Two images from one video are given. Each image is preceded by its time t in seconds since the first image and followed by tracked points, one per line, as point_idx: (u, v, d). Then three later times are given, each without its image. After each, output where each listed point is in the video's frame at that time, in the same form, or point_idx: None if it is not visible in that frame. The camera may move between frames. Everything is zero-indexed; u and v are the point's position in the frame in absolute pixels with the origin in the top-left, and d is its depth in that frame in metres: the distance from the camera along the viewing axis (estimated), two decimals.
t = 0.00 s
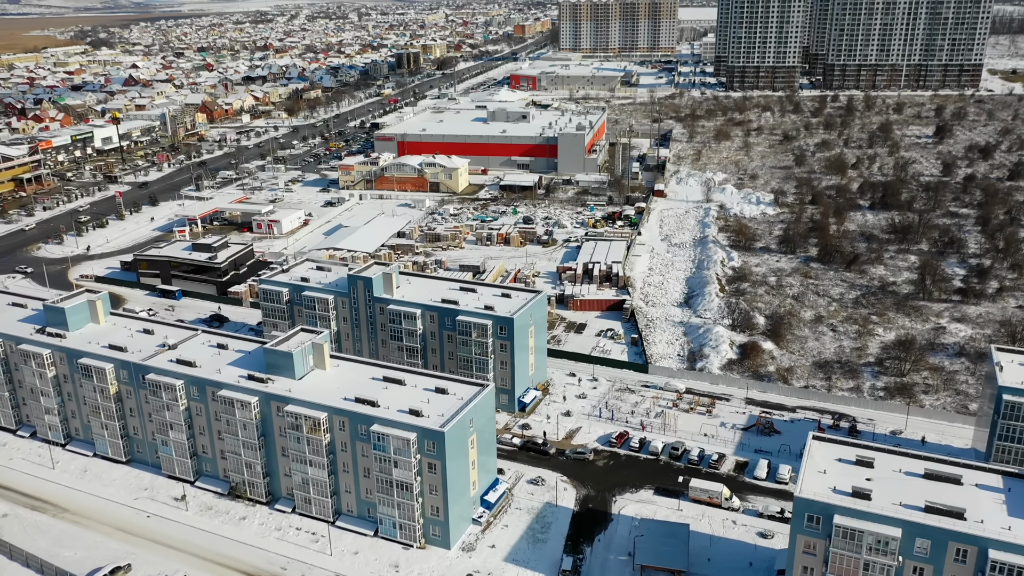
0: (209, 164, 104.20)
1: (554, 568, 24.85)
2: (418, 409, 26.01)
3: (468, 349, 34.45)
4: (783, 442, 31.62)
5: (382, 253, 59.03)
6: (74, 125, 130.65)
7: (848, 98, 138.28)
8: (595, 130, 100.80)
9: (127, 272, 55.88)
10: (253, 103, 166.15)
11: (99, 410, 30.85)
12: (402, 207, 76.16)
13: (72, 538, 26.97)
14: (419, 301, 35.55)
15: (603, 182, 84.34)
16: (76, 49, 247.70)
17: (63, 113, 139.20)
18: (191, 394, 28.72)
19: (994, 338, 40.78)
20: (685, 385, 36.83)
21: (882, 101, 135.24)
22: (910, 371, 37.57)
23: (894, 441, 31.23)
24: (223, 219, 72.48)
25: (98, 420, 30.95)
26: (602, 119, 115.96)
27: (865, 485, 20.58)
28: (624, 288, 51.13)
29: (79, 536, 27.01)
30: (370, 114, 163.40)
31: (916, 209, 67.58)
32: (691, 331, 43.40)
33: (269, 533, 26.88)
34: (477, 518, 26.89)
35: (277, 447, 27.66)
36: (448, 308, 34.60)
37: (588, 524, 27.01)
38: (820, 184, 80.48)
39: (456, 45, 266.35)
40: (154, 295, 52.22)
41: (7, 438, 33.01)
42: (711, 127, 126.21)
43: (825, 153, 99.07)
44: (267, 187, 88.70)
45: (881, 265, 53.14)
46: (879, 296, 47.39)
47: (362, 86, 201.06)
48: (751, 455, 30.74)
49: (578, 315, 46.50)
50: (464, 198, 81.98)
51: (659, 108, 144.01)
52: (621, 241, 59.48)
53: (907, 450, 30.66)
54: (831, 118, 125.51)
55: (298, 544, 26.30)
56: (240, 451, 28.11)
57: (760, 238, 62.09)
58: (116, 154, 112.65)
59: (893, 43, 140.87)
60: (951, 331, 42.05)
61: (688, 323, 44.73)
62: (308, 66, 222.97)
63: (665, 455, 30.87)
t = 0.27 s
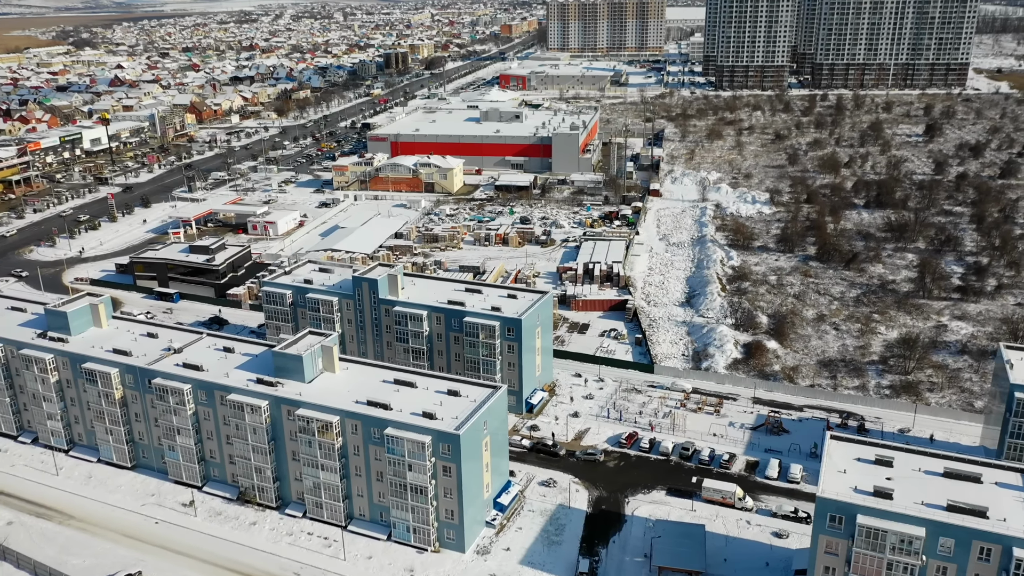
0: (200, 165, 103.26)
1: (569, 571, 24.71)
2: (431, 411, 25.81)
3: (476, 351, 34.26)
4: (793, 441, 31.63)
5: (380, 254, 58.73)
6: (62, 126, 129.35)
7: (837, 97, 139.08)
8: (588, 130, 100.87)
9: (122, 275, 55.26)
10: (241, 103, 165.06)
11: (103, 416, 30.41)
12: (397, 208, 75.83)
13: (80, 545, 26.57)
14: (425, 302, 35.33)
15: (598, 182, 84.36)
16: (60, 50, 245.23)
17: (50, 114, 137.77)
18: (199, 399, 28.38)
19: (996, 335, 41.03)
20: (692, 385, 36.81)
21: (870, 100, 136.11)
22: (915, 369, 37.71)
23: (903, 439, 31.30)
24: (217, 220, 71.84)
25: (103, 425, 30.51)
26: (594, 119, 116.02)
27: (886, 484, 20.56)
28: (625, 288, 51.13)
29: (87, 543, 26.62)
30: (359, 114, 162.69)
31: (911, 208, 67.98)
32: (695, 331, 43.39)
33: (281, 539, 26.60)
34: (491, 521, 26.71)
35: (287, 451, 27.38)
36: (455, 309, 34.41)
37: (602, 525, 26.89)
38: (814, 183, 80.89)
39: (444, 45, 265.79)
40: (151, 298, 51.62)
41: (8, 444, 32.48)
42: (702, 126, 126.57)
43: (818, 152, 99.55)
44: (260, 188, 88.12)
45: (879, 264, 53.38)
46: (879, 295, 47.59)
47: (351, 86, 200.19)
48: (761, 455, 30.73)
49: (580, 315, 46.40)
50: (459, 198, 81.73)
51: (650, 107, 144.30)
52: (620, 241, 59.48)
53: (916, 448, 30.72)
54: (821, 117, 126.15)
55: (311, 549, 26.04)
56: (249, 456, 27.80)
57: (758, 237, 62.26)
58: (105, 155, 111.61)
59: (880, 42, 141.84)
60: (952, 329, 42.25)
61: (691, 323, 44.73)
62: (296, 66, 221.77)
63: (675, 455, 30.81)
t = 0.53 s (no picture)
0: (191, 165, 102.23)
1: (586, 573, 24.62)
2: (445, 414, 25.63)
3: (483, 352, 34.08)
4: (802, 440, 31.69)
5: (378, 255, 58.44)
6: (49, 127, 127.80)
7: (826, 96, 139.87)
8: (582, 130, 100.89)
9: (118, 278, 54.60)
10: (230, 103, 163.86)
11: (107, 420, 29.99)
12: (393, 208, 75.50)
13: (88, 552, 26.20)
14: (431, 304, 35.13)
15: (594, 181, 84.41)
16: (42, 50, 242.37)
17: (36, 115, 136.14)
18: (208, 403, 28.05)
19: (997, 332, 41.32)
20: (698, 384, 36.82)
21: (859, 99, 136.99)
22: (919, 367, 37.89)
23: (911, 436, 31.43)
24: (212, 222, 71.19)
25: (108, 430, 30.10)
26: (587, 118, 116.08)
27: (906, 482, 20.58)
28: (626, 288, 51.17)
29: (95, 551, 26.24)
30: (349, 114, 161.89)
31: (905, 206, 68.41)
32: (698, 331, 43.44)
33: (293, 543, 26.34)
34: (505, 523, 26.57)
35: (299, 455, 27.12)
36: (461, 310, 34.23)
37: (616, 526, 26.82)
38: (808, 182, 81.27)
39: (431, 45, 265.11)
40: (148, 301, 51.08)
41: (10, 451, 32.01)
42: (693, 125, 126.91)
43: (809, 151, 100.04)
44: (253, 189, 87.47)
45: (878, 262, 53.68)
46: (879, 293, 47.83)
47: (339, 86, 199.25)
48: (771, 455, 30.75)
49: (583, 316, 46.33)
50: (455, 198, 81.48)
51: (641, 107, 144.58)
52: (619, 241, 59.49)
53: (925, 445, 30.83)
54: (811, 116, 126.82)
55: (324, 553, 25.80)
56: (259, 460, 27.51)
57: (755, 236, 62.47)
58: (94, 156, 110.42)
59: (868, 42, 142.77)
60: (953, 326, 42.52)
61: (694, 322, 44.76)
62: (283, 66, 220.46)
63: (686, 455, 30.79)
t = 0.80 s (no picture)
0: (182, 166, 101.32)
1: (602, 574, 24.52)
2: (460, 416, 25.47)
3: (491, 353, 33.91)
4: (812, 438, 31.76)
5: (377, 256, 58.14)
6: (35, 128, 126.23)
7: (815, 95, 140.64)
8: (575, 129, 100.92)
9: (114, 281, 53.94)
10: (218, 104, 162.59)
11: (113, 425, 29.58)
12: (389, 209, 75.20)
13: (98, 559, 25.85)
14: (438, 305, 34.93)
15: (589, 181, 84.45)
16: (24, 50, 239.32)
17: (22, 116, 134.47)
18: (217, 407, 27.74)
19: (999, 330, 41.63)
20: (705, 384, 36.82)
21: (848, 97, 137.88)
22: (924, 364, 38.08)
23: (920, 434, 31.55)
24: (206, 223, 70.53)
25: (114, 435, 29.69)
26: (579, 118, 116.12)
27: (927, 481, 20.60)
28: (627, 287, 51.18)
29: (105, 558, 25.87)
30: (338, 114, 161.04)
31: (900, 205, 68.89)
32: (702, 330, 43.48)
33: (306, 548, 26.10)
34: (519, 525, 26.42)
35: (311, 459, 26.88)
36: (469, 312, 34.05)
37: (630, 527, 26.75)
38: (802, 181, 81.65)
39: (418, 45, 264.33)
40: (146, 304, 50.52)
41: (13, 457, 31.52)
42: (685, 124, 127.25)
43: (802, 150, 100.55)
44: (247, 190, 86.78)
45: (876, 261, 54.01)
46: (880, 292, 48.10)
47: (327, 86, 198.25)
48: (781, 454, 30.79)
49: (586, 316, 46.25)
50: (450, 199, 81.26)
51: (631, 106, 144.79)
52: (618, 240, 59.49)
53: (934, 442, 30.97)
54: (801, 115, 127.46)
55: (338, 558, 25.57)
56: (270, 464, 27.24)
57: (753, 235, 62.69)
58: (83, 157, 109.19)
59: (856, 41, 143.70)
60: (955, 324, 42.80)
61: (697, 322, 44.80)
62: (270, 66, 219.04)
63: (697, 455, 30.76)
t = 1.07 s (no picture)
0: (173, 167, 100.41)
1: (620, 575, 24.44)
2: (474, 418, 25.31)
3: (499, 354, 33.78)
4: (821, 437, 31.84)
5: (377, 257, 57.89)
6: (22, 130, 124.67)
7: (804, 94, 141.37)
8: (569, 129, 100.91)
9: (111, 284, 53.31)
10: (207, 105, 161.32)
11: (120, 430, 29.19)
12: (384, 210, 74.86)
13: (108, 567, 25.49)
14: (444, 307, 34.76)
15: (584, 181, 84.48)
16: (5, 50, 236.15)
17: (8, 118, 132.76)
18: (227, 411, 27.45)
19: (1000, 327, 41.99)
20: (711, 383, 36.84)
21: (837, 97, 138.71)
22: (928, 362, 38.29)
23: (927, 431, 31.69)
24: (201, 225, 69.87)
25: (120, 441, 29.31)
26: (572, 118, 116.15)
27: (947, 478, 20.65)
28: (628, 288, 51.20)
29: (116, 565, 25.53)
30: (328, 115, 160.17)
31: (894, 204, 69.36)
32: (706, 330, 43.56)
33: (320, 553, 25.86)
34: (534, 527, 26.34)
35: (323, 463, 26.64)
36: (476, 313, 33.94)
37: (645, 528, 26.69)
38: (796, 181, 82.08)
39: (406, 45, 263.55)
40: (143, 307, 49.98)
41: (16, 464, 31.05)
42: (676, 124, 127.54)
43: (793, 149, 101.02)
44: (240, 191, 86.08)
45: (874, 260, 54.37)
46: (880, 290, 48.40)
47: (316, 87, 197.23)
48: (792, 453, 30.82)
49: (588, 316, 46.19)
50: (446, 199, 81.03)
51: (622, 106, 144.97)
52: (617, 240, 59.51)
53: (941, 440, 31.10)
54: (792, 114, 128.09)
55: (353, 563, 25.34)
56: (282, 468, 26.98)
57: (751, 234, 62.93)
58: (73, 159, 107.99)
59: (844, 41, 144.57)
60: (956, 321, 43.14)
61: (700, 321, 44.87)
62: (258, 67, 217.57)
63: (707, 455, 30.75)
